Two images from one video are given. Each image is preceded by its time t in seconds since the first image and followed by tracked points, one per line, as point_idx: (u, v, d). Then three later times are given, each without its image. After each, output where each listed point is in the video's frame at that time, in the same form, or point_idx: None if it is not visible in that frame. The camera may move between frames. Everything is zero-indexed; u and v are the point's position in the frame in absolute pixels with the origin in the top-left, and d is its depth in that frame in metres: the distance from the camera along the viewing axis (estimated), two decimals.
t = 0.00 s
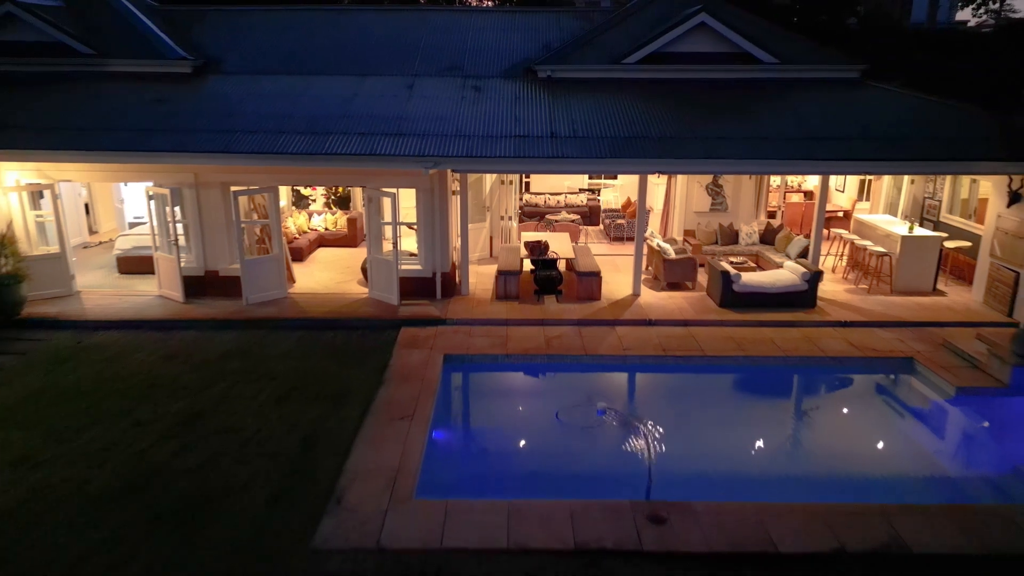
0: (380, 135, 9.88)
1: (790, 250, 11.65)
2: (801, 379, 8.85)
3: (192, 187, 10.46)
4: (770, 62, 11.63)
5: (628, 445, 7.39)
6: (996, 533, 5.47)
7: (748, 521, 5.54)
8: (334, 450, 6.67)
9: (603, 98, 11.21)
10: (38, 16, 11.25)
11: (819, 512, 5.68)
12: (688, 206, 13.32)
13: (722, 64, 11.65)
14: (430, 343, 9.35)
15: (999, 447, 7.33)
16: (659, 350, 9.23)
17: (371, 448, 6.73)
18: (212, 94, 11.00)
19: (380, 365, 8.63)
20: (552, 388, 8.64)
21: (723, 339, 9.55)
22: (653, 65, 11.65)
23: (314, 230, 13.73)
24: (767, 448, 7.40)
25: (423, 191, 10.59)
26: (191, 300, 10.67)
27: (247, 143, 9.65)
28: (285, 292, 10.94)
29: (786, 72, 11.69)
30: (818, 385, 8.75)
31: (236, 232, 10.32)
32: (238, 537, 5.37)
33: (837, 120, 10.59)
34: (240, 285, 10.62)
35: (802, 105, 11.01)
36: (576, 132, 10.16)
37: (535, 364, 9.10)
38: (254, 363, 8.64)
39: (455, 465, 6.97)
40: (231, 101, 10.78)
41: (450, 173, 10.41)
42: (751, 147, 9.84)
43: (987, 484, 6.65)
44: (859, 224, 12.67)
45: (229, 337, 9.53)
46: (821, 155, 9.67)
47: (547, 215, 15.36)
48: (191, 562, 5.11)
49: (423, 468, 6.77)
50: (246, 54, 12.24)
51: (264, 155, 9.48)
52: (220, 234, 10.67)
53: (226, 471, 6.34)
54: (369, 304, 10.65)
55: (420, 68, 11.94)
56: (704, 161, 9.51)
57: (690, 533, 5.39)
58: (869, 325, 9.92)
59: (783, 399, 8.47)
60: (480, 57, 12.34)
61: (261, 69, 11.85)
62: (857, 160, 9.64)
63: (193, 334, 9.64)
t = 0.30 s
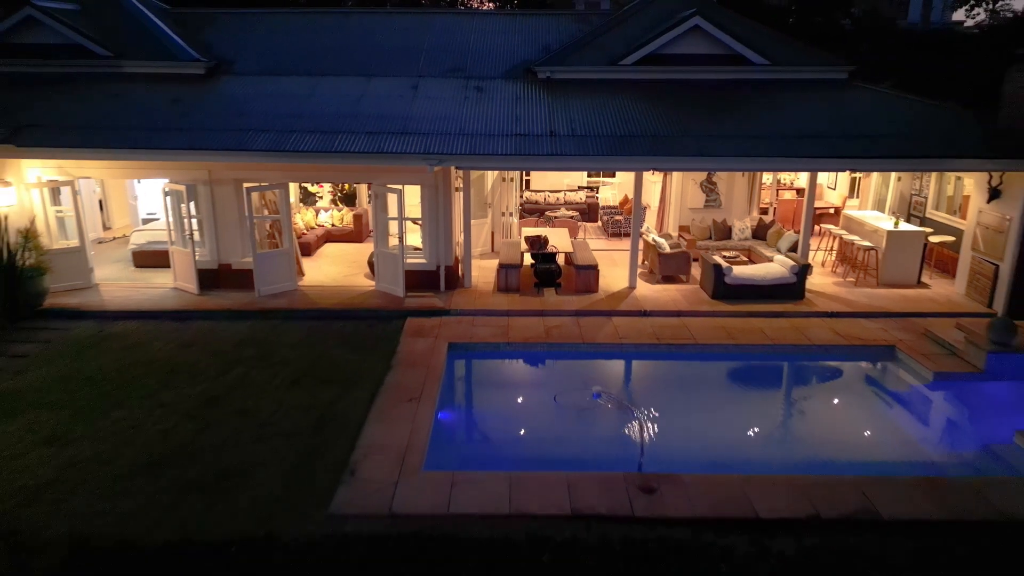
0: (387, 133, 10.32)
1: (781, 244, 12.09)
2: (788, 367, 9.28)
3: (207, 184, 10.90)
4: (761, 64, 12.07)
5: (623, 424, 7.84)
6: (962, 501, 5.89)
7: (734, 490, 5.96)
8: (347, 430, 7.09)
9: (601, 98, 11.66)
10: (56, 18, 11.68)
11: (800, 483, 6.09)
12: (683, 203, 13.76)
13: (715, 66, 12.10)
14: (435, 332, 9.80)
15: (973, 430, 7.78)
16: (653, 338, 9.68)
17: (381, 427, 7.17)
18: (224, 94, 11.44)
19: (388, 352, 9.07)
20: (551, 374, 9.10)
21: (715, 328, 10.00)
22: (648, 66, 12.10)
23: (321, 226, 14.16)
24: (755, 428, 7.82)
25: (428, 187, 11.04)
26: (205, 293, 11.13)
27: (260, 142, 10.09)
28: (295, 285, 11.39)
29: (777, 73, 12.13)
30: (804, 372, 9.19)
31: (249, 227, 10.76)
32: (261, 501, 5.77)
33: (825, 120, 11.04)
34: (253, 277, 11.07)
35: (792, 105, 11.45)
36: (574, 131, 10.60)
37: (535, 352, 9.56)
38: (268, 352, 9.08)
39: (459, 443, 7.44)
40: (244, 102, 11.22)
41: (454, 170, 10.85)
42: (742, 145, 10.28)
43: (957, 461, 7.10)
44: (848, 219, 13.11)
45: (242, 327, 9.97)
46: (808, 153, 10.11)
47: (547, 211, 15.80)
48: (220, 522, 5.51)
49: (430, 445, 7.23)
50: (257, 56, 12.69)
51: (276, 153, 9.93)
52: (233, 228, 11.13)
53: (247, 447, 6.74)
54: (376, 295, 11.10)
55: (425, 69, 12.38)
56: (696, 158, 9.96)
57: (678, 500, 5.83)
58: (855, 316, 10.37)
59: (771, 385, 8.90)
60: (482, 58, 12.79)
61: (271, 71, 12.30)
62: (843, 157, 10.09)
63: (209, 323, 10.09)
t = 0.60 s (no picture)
0: (394, 132, 10.79)
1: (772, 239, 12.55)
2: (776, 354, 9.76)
3: (220, 181, 11.37)
4: (753, 65, 12.53)
5: (618, 406, 8.31)
6: (932, 474, 6.33)
7: (718, 461, 6.43)
8: (358, 410, 7.54)
9: (599, 98, 12.13)
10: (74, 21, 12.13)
11: (781, 456, 6.56)
12: (678, 200, 14.23)
13: (708, 67, 12.56)
14: (439, 322, 10.27)
15: (948, 412, 8.25)
16: (648, 328, 10.15)
17: (390, 408, 7.64)
18: (237, 95, 11.91)
19: (395, 341, 9.54)
20: (550, 361, 9.57)
21: (707, 319, 10.48)
22: (644, 68, 12.56)
23: (328, 223, 14.62)
24: (742, 410, 8.29)
25: (432, 183, 11.49)
26: (219, 285, 11.60)
27: (272, 140, 10.56)
28: (305, 278, 11.87)
29: (768, 75, 12.59)
30: (791, 359, 9.66)
31: (261, 222, 11.24)
32: (280, 468, 6.22)
33: (813, 119, 11.50)
34: (265, 271, 11.54)
35: (782, 105, 11.92)
36: (573, 130, 11.07)
37: (535, 340, 10.03)
38: (281, 340, 9.56)
39: (463, 423, 7.91)
40: (256, 102, 11.69)
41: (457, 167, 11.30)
42: (733, 143, 10.75)
43: (931, 439, 7.56)
44: (837, 215, 13.58)
45: (256, 317, 10.45)
46: (796, 151, 10.58)
47: (547, 208, 16.25)
48: (242, 485, 5.96)
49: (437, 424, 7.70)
50: (267, 58, 13.16)
51: (288, 151, 10.40)
52: (246, 224, 11.60)
53: (265, 424, 7.21)
54: (383, 288, 11.58)
55: (429, 71, 12.85)
56: (689, 156, 10.43)
57: (667, 469, 6.29)
58: (841, 307, 10.84)
59: (759, 370, 9.37)
60: (485, 60, 13.26)
61: (281, 72, 12.77)
62: (830, 155, 10.56)
63: (223, 314, 10.56)
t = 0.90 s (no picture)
0: (400, 133, 11.29)
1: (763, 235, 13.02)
2: (764, 343, 10.26)
3: (234, 179, 11.87)
4: (745, 68, 13.03)
5: (613, 390, 8.81)
6: (902, 447, 6.83)
7: (704, 435, 6.93)
8: (369, 393, 8.03)
9: (596, 99, 12.63)
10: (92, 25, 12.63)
11: (763, 432, 7.06)
12: (674, 197, 14.73)
13: (702, 69, 13.06)
14: (444, 313, 10.77)
15: (926, 395, 8.75)
16: (642, 319, 10.65)
17: (400, 391, 8.14)
18: (249, 96, 12.41)
19: (402, 330, 10.04)
20: (549, 350, 10.08)
21: (699, 310, 10.98)
22: (641, 70, 13.06)
23: (335, 220, 15.13)
24: (732, 393, 8.78)
25: (437, 181, 11.98)
26: (233, 279, 12.12)
27: (285, 140, 11.06)
28: (315, 272, 12.37)
29: (759, 77, 13.09)
30: (778, 347, 10.15)
31: (273, 218, 11.73)
32: (299, 441, 6.71)
33: (802, 119, 11.99)
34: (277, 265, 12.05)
35: (772, 106, 12.41)
36: (571, 130, 11.56)
37: (535, 330, 10.54)
38: (294, 329, 10.07)
39: (468, 405, 8.42)
40: (267, 103, 12.19)
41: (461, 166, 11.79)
42: (725, 143, 11.24)
43: (907, 420, 8.06)
44: (826, 212, 14.08)
45: (268, 309, 10.94)
46: (785, 150, 11.07)
47: (546, 206, 16.75)
48: (265, 455, 6.45)
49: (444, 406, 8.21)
50: (277, 60, 13.67)
51: (300, 150, 10.90)
52: (259, 220, 12.12)
53: (283, 404, 7.71)
54: (389, 281, 12.08)
55: (433, 73, 13.35)
56: (682, 155, 10.92)
57: (658, 441, 6.78)
58: (828, 299, 11.34)
59: (748, 357, 9.88)
60: (487, 62, 13.76)
61: (290, 75, 13.28)
62: (816, 154, 11.05)
63: (238, 306, 11.06)
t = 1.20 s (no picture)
0: (406, 133, 11.82)
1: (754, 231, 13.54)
2: (751, 333, 10.80)
3: (247, 177, 12.40)
4: (737, 70, 13.56)
5: (607, 376, 9.35)
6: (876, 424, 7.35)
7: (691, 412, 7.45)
8: (379, 377, 8.56)
9: (593, 101, 13.15)
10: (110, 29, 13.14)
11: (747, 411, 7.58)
12: (669, 195, 15.26)
13: (696, 72, 13.57)
14: (448, 305, 11.30)
15: (904, 381, 9.27)
16: (637, 311, 11.18)
17: (407, 375, 8.67)
18: (261, 98, 12.95)
19: (408, 321, 10.58)
20: (548, 339, 10.61)
21: (691, 302, 11.50)
22: (637, 73, 13.58)
23: (342, 217, 15.66)
24: (720, 378, 9.31)
25: (441, 179, 12.50)
26: (245, 273, 12.65)
27: (296, 140, 11.58)
28: (324, 267, 12.89)
29: (750, 79, 13.61)
30: (763, 337, 10.69)
31: (284, 215, 12.26)
32: (315, 418, 7.24)
33: (791, 120, 12.51)
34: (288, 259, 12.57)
35: (762, 107, 12.93)
36: (570, 131, 12.09)
37: (535, 321, 11.07)
38: (305, 320, 10.62)
39: (472, 389, 8.95)
40: (278, 104, 12.72)
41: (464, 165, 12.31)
42: (717, 142, 11.77)
43: (884, 402, 8.58)
44: (815, 210, 14.61)
45: (280, 301, 11.47)
46: (774, 150, 11.58)
47: (546, 204, 17.27)
48: (284, 428, 6.98)
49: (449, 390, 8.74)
50: (287, 63, 14.21)
51: (311, 149, 11.42)
52: (271, 216, 12.65)
53: (298, 386, 8.24)
54: (395, 275, 12.61)
55: (437, 75, 13.88)
56: (676, 154, 11.44)
57: (648, 418, 7.30)
58: (815, 292, 11.86)
59: (736, 345, 10.42)
60: (489, 65, 14.29)
61: (300, 77, 13.82)
62: (804, 154, 11.55)
63: (251, 298, 11.59)
